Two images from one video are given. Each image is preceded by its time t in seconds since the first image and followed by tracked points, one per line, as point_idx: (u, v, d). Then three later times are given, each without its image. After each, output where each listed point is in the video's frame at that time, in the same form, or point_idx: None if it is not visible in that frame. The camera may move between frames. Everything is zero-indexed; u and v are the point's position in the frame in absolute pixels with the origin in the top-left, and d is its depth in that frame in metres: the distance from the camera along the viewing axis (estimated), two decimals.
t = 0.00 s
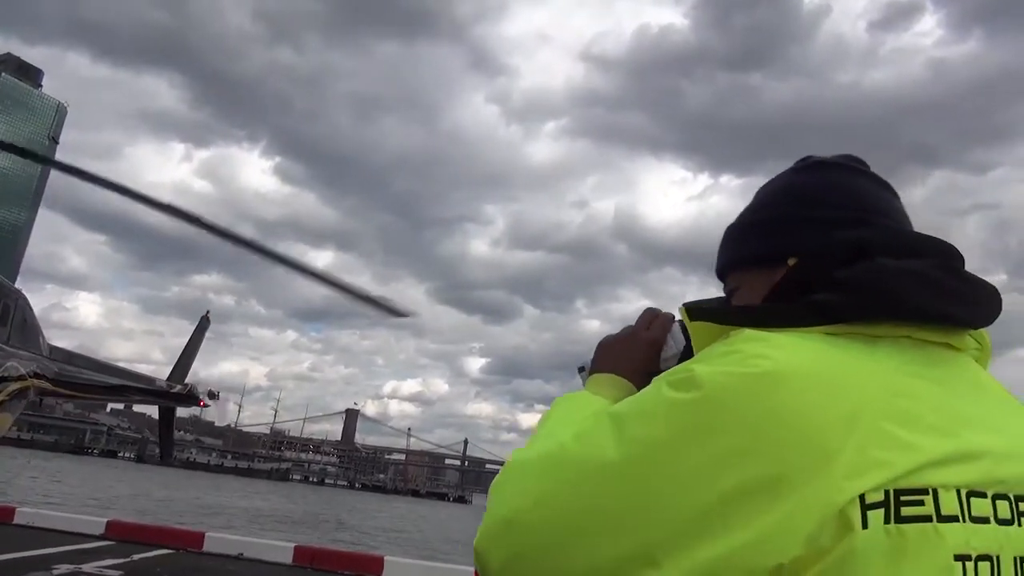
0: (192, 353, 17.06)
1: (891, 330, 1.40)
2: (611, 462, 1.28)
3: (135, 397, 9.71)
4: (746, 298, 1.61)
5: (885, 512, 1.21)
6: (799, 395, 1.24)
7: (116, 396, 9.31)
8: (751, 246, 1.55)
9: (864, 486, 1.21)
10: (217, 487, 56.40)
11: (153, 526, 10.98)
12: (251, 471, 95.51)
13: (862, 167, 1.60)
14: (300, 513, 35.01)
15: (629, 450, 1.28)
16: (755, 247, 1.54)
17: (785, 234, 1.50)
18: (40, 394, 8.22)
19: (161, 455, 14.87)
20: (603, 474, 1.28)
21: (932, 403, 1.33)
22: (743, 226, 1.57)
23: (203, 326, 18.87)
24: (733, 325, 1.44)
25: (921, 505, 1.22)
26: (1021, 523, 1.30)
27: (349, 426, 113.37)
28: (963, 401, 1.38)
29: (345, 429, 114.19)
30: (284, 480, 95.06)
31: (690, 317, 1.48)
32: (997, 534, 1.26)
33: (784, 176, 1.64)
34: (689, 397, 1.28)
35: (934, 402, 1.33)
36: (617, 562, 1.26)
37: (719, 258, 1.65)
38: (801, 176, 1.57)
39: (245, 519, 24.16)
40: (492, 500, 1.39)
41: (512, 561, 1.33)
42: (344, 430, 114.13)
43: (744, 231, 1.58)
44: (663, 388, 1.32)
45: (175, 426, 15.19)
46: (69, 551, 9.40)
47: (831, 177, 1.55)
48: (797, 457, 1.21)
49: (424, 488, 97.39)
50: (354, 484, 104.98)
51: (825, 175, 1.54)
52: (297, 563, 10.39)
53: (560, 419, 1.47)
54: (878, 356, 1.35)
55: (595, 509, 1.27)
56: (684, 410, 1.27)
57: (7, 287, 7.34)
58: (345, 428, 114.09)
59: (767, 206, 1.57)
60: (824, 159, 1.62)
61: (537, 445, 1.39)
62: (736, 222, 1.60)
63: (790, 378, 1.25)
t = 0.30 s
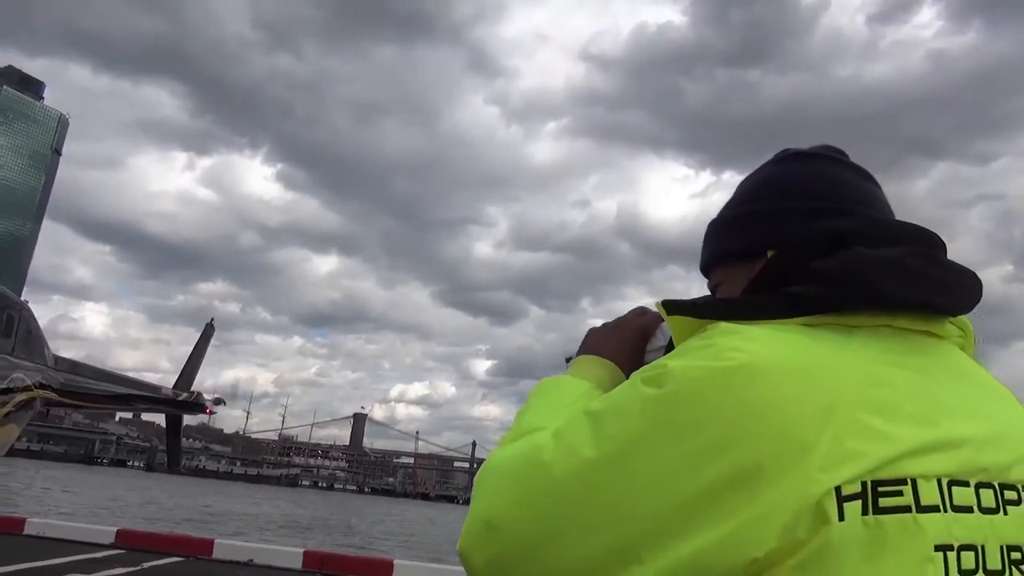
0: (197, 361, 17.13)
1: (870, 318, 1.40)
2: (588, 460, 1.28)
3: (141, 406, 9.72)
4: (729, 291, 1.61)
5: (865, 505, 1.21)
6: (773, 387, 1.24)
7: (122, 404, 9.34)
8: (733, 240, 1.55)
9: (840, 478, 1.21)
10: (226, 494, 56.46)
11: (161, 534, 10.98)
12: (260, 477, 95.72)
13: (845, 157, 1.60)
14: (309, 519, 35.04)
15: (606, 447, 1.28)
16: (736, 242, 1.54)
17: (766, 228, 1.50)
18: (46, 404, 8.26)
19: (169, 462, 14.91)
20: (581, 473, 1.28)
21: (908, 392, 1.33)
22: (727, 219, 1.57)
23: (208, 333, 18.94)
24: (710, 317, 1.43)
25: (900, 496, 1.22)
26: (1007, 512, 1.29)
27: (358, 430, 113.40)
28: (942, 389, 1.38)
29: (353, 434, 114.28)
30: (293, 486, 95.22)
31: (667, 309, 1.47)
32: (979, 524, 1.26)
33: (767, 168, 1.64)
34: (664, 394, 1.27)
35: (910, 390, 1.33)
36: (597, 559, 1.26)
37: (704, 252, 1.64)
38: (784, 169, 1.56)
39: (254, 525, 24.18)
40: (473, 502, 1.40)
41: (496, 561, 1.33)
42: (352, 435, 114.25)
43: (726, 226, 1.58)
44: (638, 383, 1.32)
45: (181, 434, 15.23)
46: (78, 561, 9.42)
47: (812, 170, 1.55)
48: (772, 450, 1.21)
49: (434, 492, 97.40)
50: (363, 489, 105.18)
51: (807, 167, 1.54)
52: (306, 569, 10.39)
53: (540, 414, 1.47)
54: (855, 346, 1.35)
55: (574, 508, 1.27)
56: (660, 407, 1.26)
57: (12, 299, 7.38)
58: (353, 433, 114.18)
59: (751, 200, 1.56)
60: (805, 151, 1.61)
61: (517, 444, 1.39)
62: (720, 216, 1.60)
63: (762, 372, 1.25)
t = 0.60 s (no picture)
0: (216, 367, 17.29)
1: (877, 303, 1.38)
2: (590, 448, 1.27)
3: (160, 412, 9.82)
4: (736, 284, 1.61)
5: (870, 491, 1.20)
6: (774, 372, 1.24)
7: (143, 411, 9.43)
8: (736, 233, 1.54)
9: (843, 464, 1.20)
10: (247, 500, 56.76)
11: (182, 540, 11.05)
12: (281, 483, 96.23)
13: (851, 145, 1.58)
14: (329, 524, 35.16)
15: (607, 434, 1.27)
16: (740, 234, 1.53)
17: (770, 218, 1.50)
18: (67, 411, 8.37)
19: (189, 468, 15.04)
20: (583, 460, 1.27)
21: (913, 376, 1.32)
22: (731, 212, 1.56)
23: (226, 340, 19.13)
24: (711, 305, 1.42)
25: (908, 482, 1.21)
26: (1020, 498, 1.28)
27: (378, 435, 113.52)
28: (950, 374, 1.37)
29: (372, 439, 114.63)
30: (313, 491, 95.64)
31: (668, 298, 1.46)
32: (990, 511, 1.24)
33: (772, 159, 1.63)
34: (665, 380, 1.26)
35: (915, 373, 1.32)
36: (599, 545, 1.26)
37: (711, 244, 1.63)
38: (787, 159, 1.55)
39: (274, 530, 24.29)
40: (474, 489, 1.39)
41: (498, 548, 1.33)
42: (371, 440, 114.60)
43: (731, 219, 1.58)
44: (638, 369, 1.32)
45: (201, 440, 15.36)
46: (101, 567, 9.52)
47: (817, 159, 1.54)
48: (775, 436, 1.21)
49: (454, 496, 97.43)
50: (382, 493, 105.43)
51: (812, 156, 1.53)
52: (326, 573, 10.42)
53: (540, 401, 1.46)
54: (859, 331, 1.34)
55: (576, 495, 1.27)
56: (661, 393, 1.26)
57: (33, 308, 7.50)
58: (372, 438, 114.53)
59: (755, 191, 1.55)
60: (810, 140, 1.60)
61: (517, 432, 1.38)
62: (724, 210, 1.60)
63: (764, 358, 1.25)
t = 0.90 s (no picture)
0: (237, 375, 17.43)
1: (891, 278, 1.35)
2: (598, 434, 1.25)
3: (182, 421, 9.90)
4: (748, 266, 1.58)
5: (888, 469, 1.18)
6: (785, 350, 1.22)
7: (165, 421, 9.51)
8: (746, 214, 1.52)
9: (860, 442, 1.18)
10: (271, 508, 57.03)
11: (207, 548, 11.10)
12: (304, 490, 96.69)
13: (862, 122, 1.55)
14: (353, 530, 35.24)
15: (615, 418, 1.25)
16: (748, 215, 1.51)
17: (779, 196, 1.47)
18: (91, 422, 8.46)
19: (213, 476, 15.16)
20: (591, 445, 1.25)
21: (930, 352, 1.29)
22: (740, 193, 1.54)
23: (246, 348, 19.29)
24: (719, 285, 1.40)
25: (927, 460, 1.18)
26: None
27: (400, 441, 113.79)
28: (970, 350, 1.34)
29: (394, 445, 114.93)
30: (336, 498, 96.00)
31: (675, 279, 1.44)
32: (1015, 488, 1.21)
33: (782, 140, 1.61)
34: (674, 361, 1.24)
35: (933, 349, 1.29)
36: (608, 533, 1.24)
37: (723, 229, 1.61)
38: (797, 138, 1.53)
39: (298, 537, 24.38)
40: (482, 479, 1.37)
41: (506, 538, 1.32)
42: (393, 445, 114.90)
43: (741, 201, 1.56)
44: (646, 351, 1.30)
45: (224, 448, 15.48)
46: None
47: (826, 136, 1.51)
48: (787, 416, 1.19)
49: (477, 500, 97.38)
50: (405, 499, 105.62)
51: (820, 133, 1.50)
52: None
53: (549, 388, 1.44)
54: (874, 308, 1.31)
55: (585, 481, 1.24)
56: (670, 376, 1.23)
57: (55, 320, 7.59)
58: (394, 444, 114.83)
59: (764, 172, 1.53)
60: (819, 119, 1.58)
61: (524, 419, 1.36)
62: (734, 193, 1.58)
63: (775, 335, 1.23)
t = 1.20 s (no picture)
0: (253, 379, 17.53)
1: (921, 244, 1.32)
2: (618, 409, 1.23)
3: (200, 426, 9.94)
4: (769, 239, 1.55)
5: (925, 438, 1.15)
6: (810, 319, 1.20)
7: (183, 426, 9.56)
8: (764, 185, 1.49)
9: (892, 411, 1.16)
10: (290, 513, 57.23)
11: (228, 552, 11.12)
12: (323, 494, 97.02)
13: (882, 88, 1.52)
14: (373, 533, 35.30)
15: (635, 392, 1.23)
16: (765, 186, 1.48)
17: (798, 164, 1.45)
18: (109, 428, 8.50)
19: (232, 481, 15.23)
20: (610, 420, 1.23)
21: (964, 318, 1.26)
22: (758, 165, 1.52)
23: (262, 353, 19.40)
24: (740, 255, 1.38)
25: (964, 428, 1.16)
26: None
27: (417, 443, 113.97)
28: (1004, 316, 1.31)
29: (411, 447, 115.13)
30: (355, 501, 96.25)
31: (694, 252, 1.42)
32: None
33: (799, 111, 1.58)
34: (695, 332, 1.22)
35: (966, 316, 1.26)
36: (628, 509, 1.22)
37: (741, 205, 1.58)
38: (815, 106, 1.50)
39: (318, 540, 24.44)
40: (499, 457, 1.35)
41: (524, 516, 1.30)
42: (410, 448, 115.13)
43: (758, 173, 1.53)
44: (665, 324, 1.27)
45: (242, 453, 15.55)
46: None
47: (844, 103, 1.48)
48: (813, 385, 1.17)
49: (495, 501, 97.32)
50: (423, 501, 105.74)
51: (839, 100, 1.48)
52: None
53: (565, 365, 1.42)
54: (902, 274, 1.28)
55: (604, 457, 1.22)
56: (691, 348, 1.21)
57: (72, 328, 7.65)
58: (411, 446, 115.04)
59: (781, 142, 1.51)
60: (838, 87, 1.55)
61: (540, 397, 1.34)
62: (751, 165, 1.55)
63: (800, 304, 1.21)
